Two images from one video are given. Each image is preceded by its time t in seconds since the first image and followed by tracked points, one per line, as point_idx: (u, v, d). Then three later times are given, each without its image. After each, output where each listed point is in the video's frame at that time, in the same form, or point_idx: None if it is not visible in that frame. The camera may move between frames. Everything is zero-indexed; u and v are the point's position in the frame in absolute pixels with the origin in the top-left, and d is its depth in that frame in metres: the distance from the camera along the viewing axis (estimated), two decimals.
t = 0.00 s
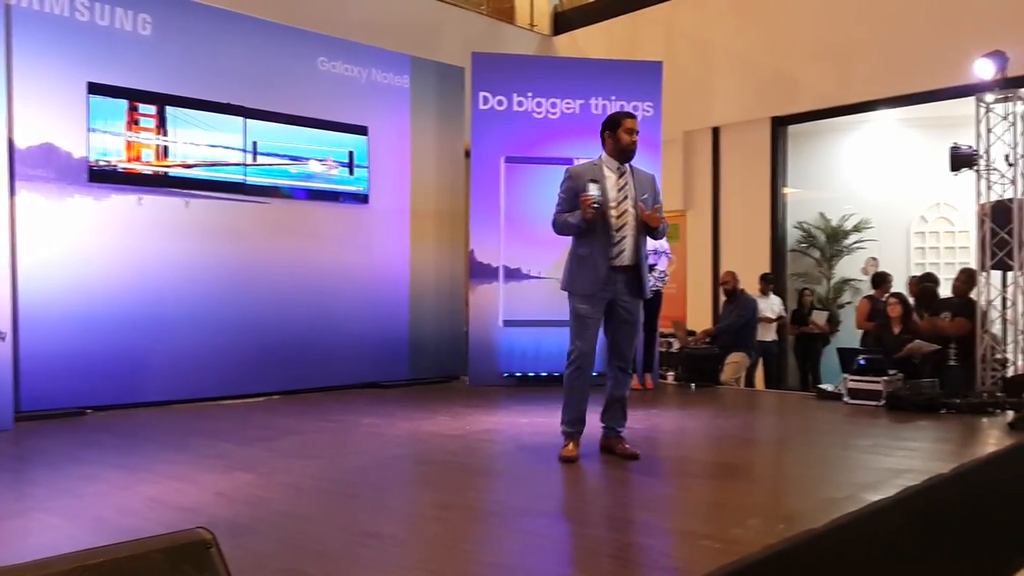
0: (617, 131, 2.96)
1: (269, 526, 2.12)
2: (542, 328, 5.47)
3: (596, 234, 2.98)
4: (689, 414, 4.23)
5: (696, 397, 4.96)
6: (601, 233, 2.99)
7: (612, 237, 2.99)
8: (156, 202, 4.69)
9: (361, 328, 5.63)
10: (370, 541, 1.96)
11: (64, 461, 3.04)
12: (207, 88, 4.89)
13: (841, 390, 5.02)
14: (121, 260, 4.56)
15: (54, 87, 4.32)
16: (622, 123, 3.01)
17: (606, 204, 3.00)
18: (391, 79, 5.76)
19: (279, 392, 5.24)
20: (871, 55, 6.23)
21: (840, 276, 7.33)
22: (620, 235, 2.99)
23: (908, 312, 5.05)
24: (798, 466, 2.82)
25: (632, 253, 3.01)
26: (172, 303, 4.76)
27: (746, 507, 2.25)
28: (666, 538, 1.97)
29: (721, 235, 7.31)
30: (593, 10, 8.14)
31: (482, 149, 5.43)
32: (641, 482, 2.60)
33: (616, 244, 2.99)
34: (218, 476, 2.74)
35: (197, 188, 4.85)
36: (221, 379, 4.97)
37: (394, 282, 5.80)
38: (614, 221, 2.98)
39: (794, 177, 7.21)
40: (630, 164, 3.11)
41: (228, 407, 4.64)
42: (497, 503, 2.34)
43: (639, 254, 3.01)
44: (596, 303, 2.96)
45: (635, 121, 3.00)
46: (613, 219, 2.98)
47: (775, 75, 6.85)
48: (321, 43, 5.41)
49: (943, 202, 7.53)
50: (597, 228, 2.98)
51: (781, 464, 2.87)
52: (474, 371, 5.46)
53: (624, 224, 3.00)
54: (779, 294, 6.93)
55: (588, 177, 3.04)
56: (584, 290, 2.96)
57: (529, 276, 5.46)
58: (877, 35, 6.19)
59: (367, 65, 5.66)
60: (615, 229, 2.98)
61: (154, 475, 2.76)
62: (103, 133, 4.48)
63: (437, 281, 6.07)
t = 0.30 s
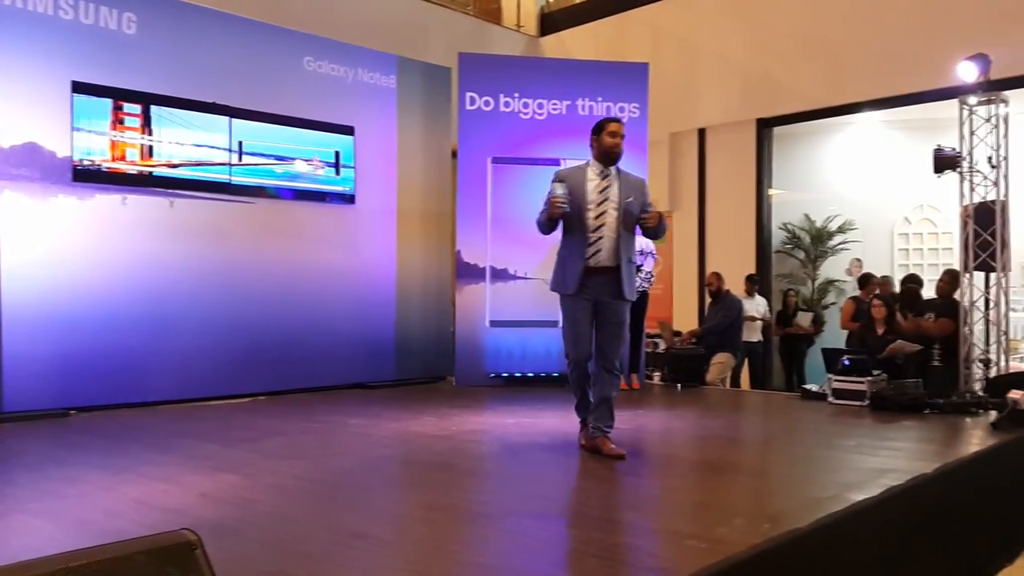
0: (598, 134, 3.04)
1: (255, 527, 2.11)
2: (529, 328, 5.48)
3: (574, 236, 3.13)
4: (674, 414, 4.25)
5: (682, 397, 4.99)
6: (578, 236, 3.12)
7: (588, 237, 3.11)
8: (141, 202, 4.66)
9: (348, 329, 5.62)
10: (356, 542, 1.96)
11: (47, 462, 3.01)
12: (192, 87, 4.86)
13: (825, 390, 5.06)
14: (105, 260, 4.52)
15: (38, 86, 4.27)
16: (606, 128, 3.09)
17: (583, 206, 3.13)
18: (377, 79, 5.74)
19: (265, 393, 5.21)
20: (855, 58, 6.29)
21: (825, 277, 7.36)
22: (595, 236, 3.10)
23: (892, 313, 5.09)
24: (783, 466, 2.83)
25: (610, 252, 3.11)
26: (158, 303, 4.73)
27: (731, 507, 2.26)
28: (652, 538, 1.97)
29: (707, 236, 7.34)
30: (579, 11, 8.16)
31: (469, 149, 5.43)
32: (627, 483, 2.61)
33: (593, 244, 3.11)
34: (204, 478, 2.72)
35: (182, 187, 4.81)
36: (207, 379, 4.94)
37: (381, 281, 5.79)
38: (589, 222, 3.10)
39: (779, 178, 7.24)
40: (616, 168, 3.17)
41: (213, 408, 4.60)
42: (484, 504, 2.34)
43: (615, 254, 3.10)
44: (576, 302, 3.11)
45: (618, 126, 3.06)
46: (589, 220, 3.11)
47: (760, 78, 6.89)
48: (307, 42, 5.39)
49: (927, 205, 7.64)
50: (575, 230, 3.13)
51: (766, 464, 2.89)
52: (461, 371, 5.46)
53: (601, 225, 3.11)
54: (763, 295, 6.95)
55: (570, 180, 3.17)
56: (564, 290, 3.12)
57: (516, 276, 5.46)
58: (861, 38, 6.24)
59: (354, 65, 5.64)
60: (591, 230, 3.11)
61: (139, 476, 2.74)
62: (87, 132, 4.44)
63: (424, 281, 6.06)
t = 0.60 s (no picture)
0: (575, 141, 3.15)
1: (243, 527, 2.10)
2: (517, 328, 5.48)
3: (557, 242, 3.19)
4: (662, 414, 4.26)
5: (670, 397, 5.00)
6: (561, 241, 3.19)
7: (572, 242, 3.16)
8: (129, 201, 4.62)
9: (337, 328, 5.60)
10: (344, 542, 1.95)
11: (33, 463, 2.98)
12: (180, 86, 4.83)
13: (812, 389, 5.09)
14: (92, 260, 4.49)
15: (24, 84, 4.24)
16: (583, 135, 3.20)
17: (565, 213, 3.19)
18: (366, 79, 5.73)
19: (253, 393, 5.19)
20: (843, 60, 6.33)
21: (811, 278, 7.43)
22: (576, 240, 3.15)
23: (878, 313, 5.16)
24: (770, 466, 2.85)
25: (594, 255, 3.14)
26: (145, 303, 4.70)
27: (718, 507, 2.27)
28: (640, 537, 1.98)
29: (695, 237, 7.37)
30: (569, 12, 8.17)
31: (459, 149, 5.43)
32: (616, 482, 2.62)
33: (576, 248, 3.15)
34: (191, 478, 2.70)
35: (170, 187, 4.78)
36: (195, 380, 4.91)
37: (369, 281, 5.77)
38: (570, 227, 3.16)
39: (766, 179, 7.24)
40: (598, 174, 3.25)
41: (201, 407, 4.57)
42: (472, 503, 2.34)
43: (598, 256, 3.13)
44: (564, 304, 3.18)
45: (594, 132, 3.17)
46: (571, 225, 3.16)
47: (749, 80, 6.93)
48: (296, 42, 5.37)
49: (914, 206, 7.68)
50: (559, 236, 3.20)
51: (754, 464, 2.90)
52: (449, 371, 5.45)
53: (583, 229, 3.15)
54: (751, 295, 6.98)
55: (553, 189, 3.25)
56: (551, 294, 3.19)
57: (505, 276, 5.46)
58: (848, 41, 6.29)
59: (343, 64, 5.62)
60: (573, 235, 3.16)
61: (126, 476, 2.72)
62: (74, 131, 4.41)
63: (413, 281, 6.05)
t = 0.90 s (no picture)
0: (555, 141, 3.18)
1: (227, 528, 2.08)
2: (504, 328, 5.48)
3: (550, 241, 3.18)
4: (648, 413, 4.27)
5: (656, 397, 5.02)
6: (553, 240, 3.19)
7: (564, 240, 3.17)
8: (112, 200, 4.58)
9: (323, 329, 5.58)
10: (329, 543, 1.95)
11: (13, 464, 2.95)
12: (163, 84, 4.79)
13: (797, 388, 5.13)
14: (75, 259, 4.45)
15: (5, 81, 4.19)
16: (563, 137, 3.23)
17: (555, 213, 3.19)
18: (352, 78, 5.71)
19: (238, 393, 5.15)
20: (826, 61, 6.38)
21: (796, 279, 7.46)
22: (571, 238, 3.16)
23: (863, 313, 5.20)
24: (755, 465, 2.86)
25: (588, 252, 3.16)
26: (130, 302, 4.66)
27: (704, 506, 2.28)
28: (625, 537, 1.98)
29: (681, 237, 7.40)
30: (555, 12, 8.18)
31: (445, 148, 5.42)
32: (601, 482, 2.62)
33: (570, 246, 3.16)
34: (175, 479, 2.68)
35: (153, 185, 4.74)
36: (179, 380, 4.87)
37: (356, 281, 5.75)
38: (562, 227, 3.16)
39: (751, 179, 7.27)
40: (581, 173, 3.27)
41: (185, 408, 4.54)
42: (458, 503, 2.34)
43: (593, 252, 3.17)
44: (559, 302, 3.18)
45: (573, 132, 3.20)
46: (562, 225, 3.17)
47: (734, 81, 6.96)
48: (281, 41, 5.34)
49: (897, 206, 7.86)
50: (549, 236, 3.20)
51: (739, 463, 2.91)
52: (436, 371, 5.45)
53: (575, 227, 3.17)
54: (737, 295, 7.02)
55: (539, 191, 3.25)
56: (547, 293, 3.18)
57: (491, 276, 5.46)
58: (832, 42, 6.34)
59: (328, 63, 5.59)
60: (565, 234, 3.16)
61: (109, 477, 2.69)
62: (57, 130, 4.36)
63: (399, 281, 6.04)
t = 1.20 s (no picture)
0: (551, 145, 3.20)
1: (212, 529, 2.07)
2: (490, 328, 5.48)
3: (551, 240, 3.22)
4: (634, 413, 4.28)
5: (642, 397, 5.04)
6: (554, 240, 3.22)
7: (566, 241, 3.22)
8: (96, 199, 4.54)
9: (309, 330, 5.55)
10: (315, 544, 1.93)
11: None
12: (148, 83, 4.75)
13: (781, 388, 5.17)
14: (58, 258, 4.40)
15: None
16: (555, 139, 3.25)
17: (556, 214, 3.23)
18: (338, 77, 5.68)
19: (223, 394, 5.11)
20: (812, 63, 6.43)
21: (781, 279, 7.45)
22: (572, 239, 3.23)
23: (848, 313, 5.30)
24: (741, 465, 2.88)
25: (587, 254, 3.26)
26: (113, 303, 4.62)
27: (689, 506, 2.28)
28: (611, 537, 1.98)
29: (667, 237, 7.42)
30: (541, 12, 8.18)
31: (432, 149, 5.41)
32: (588, 482, 2.63)
33: (571, 247, 3.22)
34: (159, 480, 2.66)
35: (138, 185, 4.70)
36: (163, 380, 4.83)
37: (341, 281, 5.72)
38: (565, 227, 3.21)
39: (736, 180, 7.29)
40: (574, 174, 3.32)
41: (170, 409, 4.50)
42: (444, 504, 2.33)
43: (594, 254, 3.27)
44: (559, 301, 3.21)
45: (565, 135, 3.23)
46: (564, 226, 3.22)
47: (720, 82, 6.99)
48: (267, 39, 5.31)
49: (882, 208, 7.97)
50: (551, 237, 3.23)
51: (725, 463, 2.93)
52: (422, 372, 5.44)
53: (576, 228, 3.24)
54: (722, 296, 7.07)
55: (537, 192, 3.26)
56: (547, 292, 3.19)
57: (477, 276, 5.45)
58: (818, 45, 6.39)
59: (314, 63, 5.57)
60: (568, 234, 3.22)
61: (92, 478, 2.67)
62: (41, 128, 4.32)
63: (385, 282, 6.01)
